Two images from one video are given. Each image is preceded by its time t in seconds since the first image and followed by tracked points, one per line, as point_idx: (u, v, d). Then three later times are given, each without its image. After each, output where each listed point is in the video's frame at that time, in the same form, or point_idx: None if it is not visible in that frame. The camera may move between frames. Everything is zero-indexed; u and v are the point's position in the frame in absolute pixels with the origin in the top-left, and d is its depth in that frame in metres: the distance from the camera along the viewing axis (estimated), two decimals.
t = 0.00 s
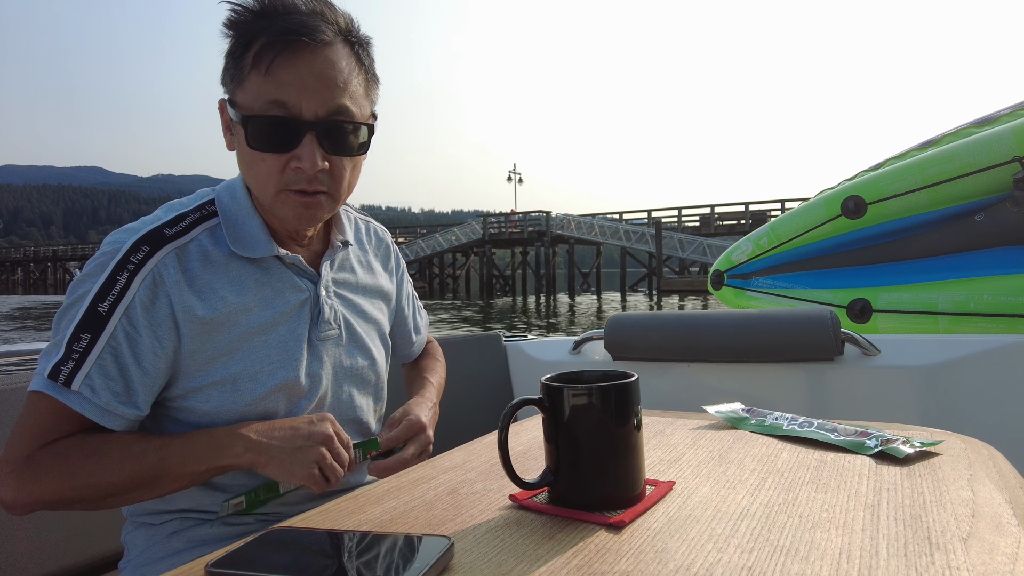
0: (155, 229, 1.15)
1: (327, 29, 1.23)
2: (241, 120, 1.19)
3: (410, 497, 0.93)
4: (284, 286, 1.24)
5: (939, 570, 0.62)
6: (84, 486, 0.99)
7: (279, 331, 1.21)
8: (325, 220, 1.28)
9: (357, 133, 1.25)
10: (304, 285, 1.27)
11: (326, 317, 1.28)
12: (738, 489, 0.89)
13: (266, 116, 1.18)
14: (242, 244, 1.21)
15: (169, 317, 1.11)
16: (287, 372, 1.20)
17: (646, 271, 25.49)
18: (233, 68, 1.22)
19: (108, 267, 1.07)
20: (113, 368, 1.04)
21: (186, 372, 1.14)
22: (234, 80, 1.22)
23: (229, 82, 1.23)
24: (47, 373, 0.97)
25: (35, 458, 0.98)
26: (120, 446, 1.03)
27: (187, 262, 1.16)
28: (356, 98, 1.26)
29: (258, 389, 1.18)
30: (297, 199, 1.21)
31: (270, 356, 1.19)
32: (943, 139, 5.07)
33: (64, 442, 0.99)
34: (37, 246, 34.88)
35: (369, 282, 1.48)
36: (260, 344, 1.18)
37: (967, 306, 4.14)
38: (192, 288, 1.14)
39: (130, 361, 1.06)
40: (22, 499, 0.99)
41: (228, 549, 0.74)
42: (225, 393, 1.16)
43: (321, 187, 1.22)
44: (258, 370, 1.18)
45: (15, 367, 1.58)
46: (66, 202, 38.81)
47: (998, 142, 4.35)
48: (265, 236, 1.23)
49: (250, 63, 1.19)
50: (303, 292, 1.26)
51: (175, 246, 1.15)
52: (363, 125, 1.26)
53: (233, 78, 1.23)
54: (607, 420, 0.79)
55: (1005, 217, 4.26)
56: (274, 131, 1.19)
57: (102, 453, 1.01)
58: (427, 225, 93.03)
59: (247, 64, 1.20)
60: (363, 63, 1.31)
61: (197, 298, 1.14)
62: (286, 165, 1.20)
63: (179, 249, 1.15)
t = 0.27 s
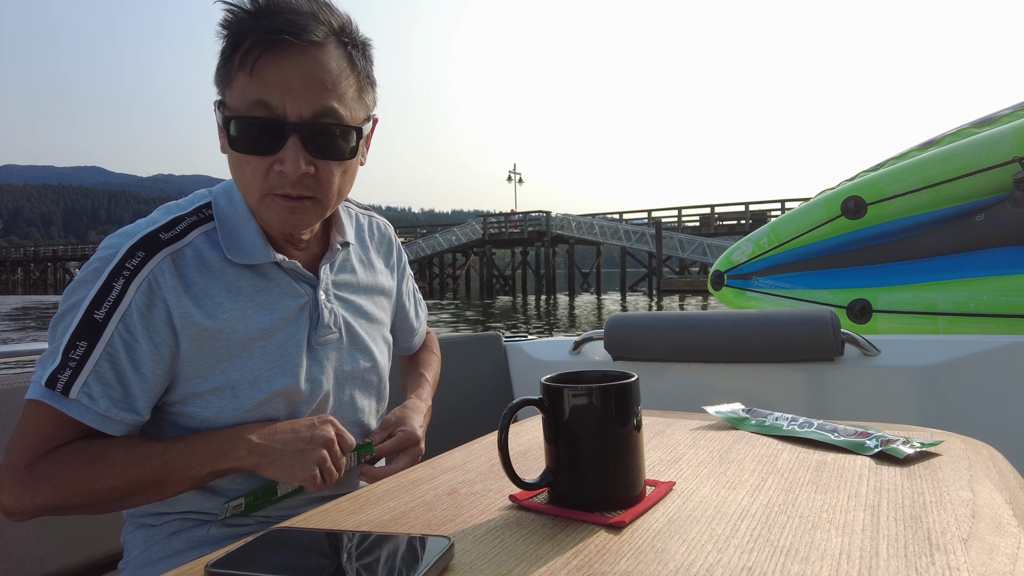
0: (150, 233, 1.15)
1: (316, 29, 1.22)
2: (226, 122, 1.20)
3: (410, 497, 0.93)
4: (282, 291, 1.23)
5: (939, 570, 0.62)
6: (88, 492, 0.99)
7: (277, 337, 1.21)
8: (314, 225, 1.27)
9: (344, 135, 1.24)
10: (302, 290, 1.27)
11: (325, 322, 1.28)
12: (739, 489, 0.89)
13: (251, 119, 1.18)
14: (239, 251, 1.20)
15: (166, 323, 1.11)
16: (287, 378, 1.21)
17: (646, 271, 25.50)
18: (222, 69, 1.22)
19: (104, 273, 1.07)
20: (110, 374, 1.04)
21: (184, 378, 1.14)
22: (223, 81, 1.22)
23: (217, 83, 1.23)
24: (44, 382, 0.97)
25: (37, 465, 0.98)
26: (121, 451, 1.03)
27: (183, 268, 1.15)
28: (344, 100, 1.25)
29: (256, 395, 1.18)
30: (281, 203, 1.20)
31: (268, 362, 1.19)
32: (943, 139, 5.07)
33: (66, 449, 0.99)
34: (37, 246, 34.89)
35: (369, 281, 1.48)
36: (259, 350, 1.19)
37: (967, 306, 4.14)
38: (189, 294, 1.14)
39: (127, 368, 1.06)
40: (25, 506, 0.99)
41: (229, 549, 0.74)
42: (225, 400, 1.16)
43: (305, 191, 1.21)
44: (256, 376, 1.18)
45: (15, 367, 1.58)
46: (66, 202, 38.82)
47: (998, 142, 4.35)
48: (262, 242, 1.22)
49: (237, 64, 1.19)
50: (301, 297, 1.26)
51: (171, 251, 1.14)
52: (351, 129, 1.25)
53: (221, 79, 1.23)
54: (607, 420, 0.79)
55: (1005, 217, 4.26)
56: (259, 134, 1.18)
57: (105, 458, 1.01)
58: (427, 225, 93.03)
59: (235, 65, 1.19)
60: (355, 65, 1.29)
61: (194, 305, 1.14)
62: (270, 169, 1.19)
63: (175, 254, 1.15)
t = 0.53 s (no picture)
0: (151, 236, 1.15)
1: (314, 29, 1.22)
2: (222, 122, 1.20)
3: (410, 497, 0.93)
4: (282, 295, 1.23)
5: (940, 570, 0.62)
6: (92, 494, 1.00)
7: (277, 341, 1.20)
8: (311, 228, 1.26)
9: (341, 135, 1.23)
10: (303, 294, 1.26)
11: (325, 326, 1.28)
12: (739, 490, 0.89)
13: (246, 117, 1.18)
14: (237, 258, 1.20)
15: (166, 327, 1.11)
16: (288, 384, 1.21)
17: (647, 271, 25.50)
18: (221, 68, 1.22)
19: (103, 276, 1.06)
20: (111, 378, 1.04)
21: (184, 382, 1.14)
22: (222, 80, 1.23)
23: (217, 82, 1.24)
24: (44, 385, 0.97)
25: (40, 467, 0.99)
26: (124, 453, 1.03)
27: (182, 271, 1.15)
28: (340, 100, 1.24)
29: (256, 400, 1.18)
30: (276, 203, 1.20)
31: (269, 367, 1.19)
32: (943, 139, 5.06)
33: (69, 451, 1.00)
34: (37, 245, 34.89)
35: (371, 284, 1.48)
36: (259, 355, 1.18)
37: (967, 307, 4.14)
38: (189, 298, 1.14)
39: (127, 372, 1.06)
40: (29, 509, 0.99)
41: (230, 549, 0.74)
42: (225, 404, 1.17)
43: (300, 192, 1.20)
44: (257, 382, 1.18)
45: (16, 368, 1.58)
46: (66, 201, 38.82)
47: (998, 143, 4.35)
48: (261, 246, 1.22)
49: (234, 62, 1.19)
50: (301, 302, 1.26)
51: (171, 254, 1.14)
52: (349, 129, 1.24)
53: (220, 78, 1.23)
54: (607, 420, 0.79)
55: (1006, 218, 4.26)
56: (255, 132, 1.18)
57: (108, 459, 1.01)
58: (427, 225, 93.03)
59: (232, 63, 1.20)
60: (354, 66, 1.29)
61: (194, 308, 1.14)
62: (264, 168, 1.19)
63: (174, 257, 1.15)
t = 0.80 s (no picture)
0: (155, 235, 1.15)
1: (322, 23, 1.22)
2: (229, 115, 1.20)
3: (410, 497, 0.93)
4: (286, 297, 1.23)
5: (940, 570, 0.62)
6: (91, 493, 1.00)
7: (280, 344, 1.20)
8: (318, 225, 1.25)
9: (349, 130, 1.23)
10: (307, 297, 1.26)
11: (328, 329, 1.28)
12: (739, 489, 0.89)
13: (254, 110, 1.18)
14: (242, 260, 1.20)
15: (168, 327, 1.11)
16: (289, 388, 1.20)
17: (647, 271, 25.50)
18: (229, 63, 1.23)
19: (106, 275, 1.07)
20: (112, 378, 1.04)
21: (186, 382, 1.14)
22: (231, 75, 1.23)
23: (225, 78, 1.24)
24: (46, 384, 0.97)
25: (40, 465, 0.99)
26: (124, 452, 1.03)
27: (186, 272, 1.15)
28: (349, 94, 1.24)
29: (258, 403, 1.18)
30: (282, 198, 1.19)
31: (271, 370, 1.19)
32: (943, 139, 5.06)
33: (69, 449, 1.00)
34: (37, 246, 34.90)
35: (375, 287, 1.48)
36: (262, 357, 1.18)
37: (967, 306, 4.14)
38: (192, 299, 1.14)
39: (129, 371, 1.06)
40: (28, 507, 0.99)
41: (230, 549, 0.74)
42: (226, 406, 1.16)
43: (308, 186, 1.20)
44: (259, 384, 1.18)
45: (16, 368, 1.58)
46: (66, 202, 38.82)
47: (998, 142, 4.35)
48: (267, 249, 1.22)
49: (242, 56, 1.20)
50: (305, 304, 1.26)
51: (175, 254, 1.14)
52: (357, 124, 1.24)
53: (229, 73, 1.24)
54: (607, 420, 0.79)
55: (1006, 217, 4.26)
56: (262, 126, 1.18)
57: (108, 458, 1.01)
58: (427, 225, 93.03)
59: (240, 57, 1.20)
60: (363, 62, 1.29)
61: (197, 309, 1.14)
62: (272, 162, 1.18)
63: (178, 257, 1.15)
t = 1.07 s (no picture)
0: (160, 233, 1.15)
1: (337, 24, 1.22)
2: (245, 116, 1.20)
3: (410, 497, 0.93)
4: (290, 299, 1.23)
5: (941, 570, 0.62)
6: (79, 491, 0.99)
7: (283, 346, 1.20)
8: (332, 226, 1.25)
9: (365, 131, 1.23)
10: (311, 299, 1.26)
11: (331, 332, 1.27)
12: (739, 489, 0.89)
13: (269, 112, 1.18)
14: (248, 259, 1.20)
15: (169, 327, 1.11)
16: (291, 390, 1.20)
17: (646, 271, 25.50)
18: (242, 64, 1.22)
19: (109, 272, 1.07)
20: (111, 374, 1.04)
21: (187, 381, 1.14)
22: (242, 76, 1.23)
23: (237, 79, 1.23)
24: (43, 378, 0.97)
25: (32, 460, 0.99)
26: (117, 450, 1.03)
27: (189, 271, 1.15)
28: (364, 95, 1.24)
29: (260, 403, 1.18)
30: (298, 199, 1.19)
31: (274, 372, 1.19)
32: (944, 138, 5.06)
33: (60, 446, 0.99)
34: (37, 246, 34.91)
35: (380, 290, 1.48)
36: (264, 358, 1.18)
37: (967, 306, 4.13)
38: (194, 299, 1.14)
39: (129, 369, 1.06)
40: (20, 501, 0.99)
41: (230, 548, 0.74)
42: (227, 405, 1.17)
43: (324, 187, 1.20)
44: (261, 386, 1.18)
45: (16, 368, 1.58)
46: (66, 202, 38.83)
47: (999, 141, 4.35)
48: (274, 249, 1.22)
49: (256, 57, 1.19)
50: (309, 306, 1.25)
51: (178, 253, 1.14)
52: (372, 124, 1.25)
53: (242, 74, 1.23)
54: (607, 420, 0.79)
55: (1006, 217, 4.26)
56: (278, 127, 1.18)
57: (100, 458, 1.01)
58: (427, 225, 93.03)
59: (254, 58, 1.20)
60: (376, 62, 1.29)
61: (198, 310, 1.13)
62: (288, 164, 1.18)
63: (182, 256, 1.15)
